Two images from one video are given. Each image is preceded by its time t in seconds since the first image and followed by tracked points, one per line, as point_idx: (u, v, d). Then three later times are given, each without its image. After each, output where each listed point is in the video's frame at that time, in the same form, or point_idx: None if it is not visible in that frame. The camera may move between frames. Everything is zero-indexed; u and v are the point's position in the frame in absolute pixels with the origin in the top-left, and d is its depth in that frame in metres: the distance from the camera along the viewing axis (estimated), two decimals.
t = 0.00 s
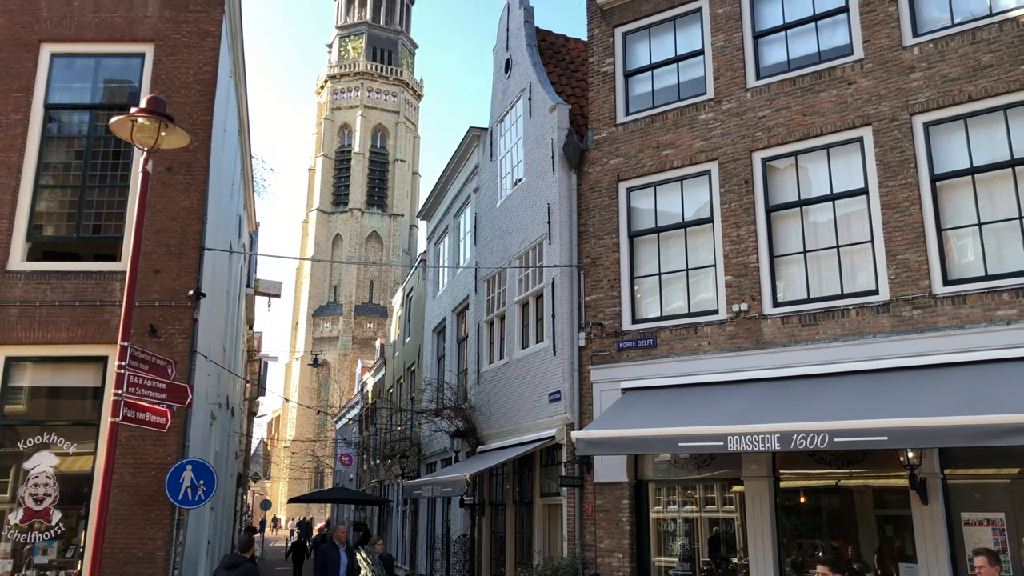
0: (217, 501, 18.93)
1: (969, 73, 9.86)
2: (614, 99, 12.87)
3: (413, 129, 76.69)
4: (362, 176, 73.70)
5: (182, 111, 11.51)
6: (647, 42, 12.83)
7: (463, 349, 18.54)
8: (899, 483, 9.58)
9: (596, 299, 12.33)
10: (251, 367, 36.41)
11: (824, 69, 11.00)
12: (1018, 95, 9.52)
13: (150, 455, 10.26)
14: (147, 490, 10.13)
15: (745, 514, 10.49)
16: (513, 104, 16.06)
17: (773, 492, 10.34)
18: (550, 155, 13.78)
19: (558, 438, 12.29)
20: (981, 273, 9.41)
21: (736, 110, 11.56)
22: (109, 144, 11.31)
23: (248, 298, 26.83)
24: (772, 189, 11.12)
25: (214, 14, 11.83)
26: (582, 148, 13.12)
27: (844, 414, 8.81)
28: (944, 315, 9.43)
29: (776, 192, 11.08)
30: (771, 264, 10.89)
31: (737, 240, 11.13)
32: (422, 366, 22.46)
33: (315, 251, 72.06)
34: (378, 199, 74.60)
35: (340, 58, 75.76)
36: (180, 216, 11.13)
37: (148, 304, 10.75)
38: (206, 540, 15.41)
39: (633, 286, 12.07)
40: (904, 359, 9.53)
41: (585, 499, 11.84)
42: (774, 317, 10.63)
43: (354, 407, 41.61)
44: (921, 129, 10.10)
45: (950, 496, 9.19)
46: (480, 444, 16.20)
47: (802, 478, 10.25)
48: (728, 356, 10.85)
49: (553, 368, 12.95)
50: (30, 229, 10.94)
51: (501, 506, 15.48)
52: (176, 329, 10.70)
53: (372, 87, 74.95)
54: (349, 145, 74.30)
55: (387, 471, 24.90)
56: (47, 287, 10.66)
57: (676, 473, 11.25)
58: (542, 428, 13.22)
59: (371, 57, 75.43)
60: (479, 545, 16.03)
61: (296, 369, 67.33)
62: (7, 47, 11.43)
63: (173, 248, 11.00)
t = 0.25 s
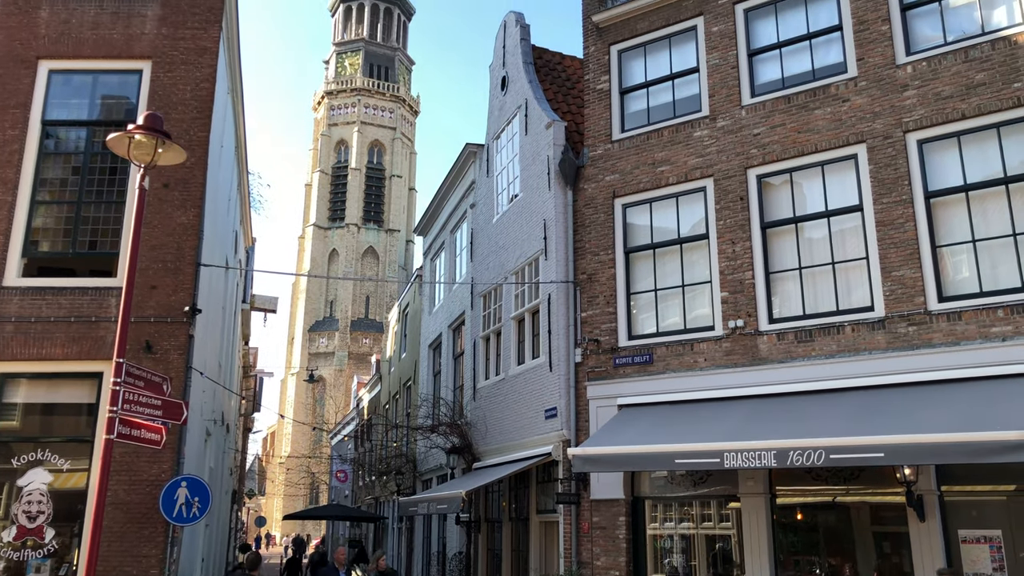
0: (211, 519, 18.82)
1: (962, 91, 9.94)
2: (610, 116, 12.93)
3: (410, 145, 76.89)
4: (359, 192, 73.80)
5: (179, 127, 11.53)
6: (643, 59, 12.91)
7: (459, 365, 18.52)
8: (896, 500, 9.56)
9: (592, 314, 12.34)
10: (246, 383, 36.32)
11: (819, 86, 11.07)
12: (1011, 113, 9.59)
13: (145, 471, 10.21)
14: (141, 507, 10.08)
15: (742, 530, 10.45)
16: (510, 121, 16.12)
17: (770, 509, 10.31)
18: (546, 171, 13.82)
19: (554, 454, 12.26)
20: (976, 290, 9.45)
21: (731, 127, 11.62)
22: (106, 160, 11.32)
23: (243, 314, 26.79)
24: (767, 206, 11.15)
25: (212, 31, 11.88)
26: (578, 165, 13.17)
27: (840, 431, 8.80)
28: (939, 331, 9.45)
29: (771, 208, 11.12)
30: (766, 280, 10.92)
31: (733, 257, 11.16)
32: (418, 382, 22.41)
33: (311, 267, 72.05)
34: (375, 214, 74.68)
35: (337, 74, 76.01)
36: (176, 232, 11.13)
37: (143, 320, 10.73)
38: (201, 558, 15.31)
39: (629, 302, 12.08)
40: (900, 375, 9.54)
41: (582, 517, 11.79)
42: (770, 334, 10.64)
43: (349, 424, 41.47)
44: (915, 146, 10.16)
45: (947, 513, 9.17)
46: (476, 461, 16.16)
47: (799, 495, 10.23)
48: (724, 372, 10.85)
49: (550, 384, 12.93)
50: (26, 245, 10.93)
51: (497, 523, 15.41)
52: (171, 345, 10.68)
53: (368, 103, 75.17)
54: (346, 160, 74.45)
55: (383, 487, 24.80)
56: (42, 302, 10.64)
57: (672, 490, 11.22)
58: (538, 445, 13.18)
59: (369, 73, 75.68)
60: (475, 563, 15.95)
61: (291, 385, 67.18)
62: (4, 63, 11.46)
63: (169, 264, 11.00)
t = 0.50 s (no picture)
0: (211, 536, 18.74)
1: (961, 107, 9.98)
2: (610, 132, 12.97)
3: (411, 161, 77.10)
4: (359, 208, 73.96)
5: (181, 143, 11.56)
6: (643, 76, 12.97)
7: (460, 381, 18.47)
8: (899, 517, 9.51)
9: (593, 330, 12.33)
10: (246, 400, 36.29)
11: (818, 103, 11.11)
12: (1010, 129, 9.62)
13: (144, 488, 10.17)
14: (140, 525, 10.03)
15: (744, 548, 10.39)
16: (510, 137, 16.17)
17: (772, 526, 10.25)
18: (546, 187, 13.85)
19: (555, 471, 12.21)
20: (977, 306, 9.44)
21: (731, 144, 11.65)
22: (108, 177, 11.36)
23: (244, 330, 26.76)
24: (768, 222, 11.17)
25: (214, 48, 11.95)
26: (578, 181, 13.20)
27: (842, 447, 8.77)
28: (941, 347, 9.44)
29: (772, 224, 11.14)
30: (767, 296, 10.91)
31: (733, 272, 11.16)
32: (418, 398, 22.36)
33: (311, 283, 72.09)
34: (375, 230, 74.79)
35: (338, 90, 76.32)
36: (177, 248, 11.14)
37: (144, 335, 10.72)
38: None
39: (630, 318, 12.07)
40: (902, 392, 9.52)
41: (583, 534, 11.73)
42: (771, 350, 10.62)
43: (350, 440, 41.37)
44: (915, 162, 10.18)
45: (951, 530, 9.12)
46: (476, 477, 16.09)
47: (801, 511, 10.18)
48: (725, 389, 10.82)
49: (550, 400, 12.90)
50: (27, 261, 10.94)
51: (498, 540, 15.33)
52: (172, 361, 10.66)
53: (369, 119, 75.40)
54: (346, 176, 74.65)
55: (383, 504, 24.68)
56: (43, 318, 10.63)
57: (674, 506, 11.17)
58: (539, 462, 13.13)
59: (370, 90, 75.97)
60: None
61: (291, 401, 67.08)
62: (7, 80, 11.50)
63: (170, 280, 11.00)
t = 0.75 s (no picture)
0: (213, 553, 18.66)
1: (964, 124, 10.00)
2: (613, 148, 13.01)
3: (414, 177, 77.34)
4: (363, 223, 74.13)
5: (185, 160, 11.62)
6: (646, 93, 13.02)
7: (463, 397, 18.44)
8: (904, 535, 9.45)
9: (596, 346, 12.32)
10: (249, 416, 36.28)
11: (820, 119, 11.14)
12: (1012, 146, 9.64)
13: (147, 504, 10.15)
14: (142, 542, 10.00)
15: (749, 565, 10.32)
16: (514, 153, 16.22)
17: (777, 543, 10.19)
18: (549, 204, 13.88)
19: (559, 488, 12.17)
20: (982, 322, 9.43)
21: (734, 160, 11.68)
22: (113, 193, 11.41)
23: (247, 345, 26.77)
24: (771, 238, 11.17)
25: (219, 65, 12.03)
26: (581, 197, 13.23)
27: (846, 464, 8.73)
28: (945, 364, 9.42)
29: (775, 240, 11.14)
30: (771, 312, 10.90)
31: (737, 288, 11.15)
32: (421, 414, 22.32)
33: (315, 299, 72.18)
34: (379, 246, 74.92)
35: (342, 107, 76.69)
36: (181, 263, 11.17)
37: (147, 351, 10.73)
38: None
39: (633, 334, 12.07)
40: (907, 408, 9.48)
41: (586, 551, 11.67)
42: (775, 366, 10.60)
43: (352, 457, 41.27)
44: (917, 179, 10.20)
45: (957, 548, 9.06)
46: (479, 494, 16.03)
47: (806, 529, 10.12)
48: (729, 405, 10.79)
49: (554, 417, 12.86)
50: (32, 277, 10.97)
51: (501, 557, 15.25)
52: (175, 377, 10.66)
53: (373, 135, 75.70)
54: (350, 192, 74.88)
55: (386, 521, 24.58)
56: (47, 334, 10.66)
57: (678, 524, 11.11)
58: (542, 478, 13.07)
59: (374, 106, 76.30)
60: None
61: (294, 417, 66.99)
62: (14, 97, 11.59)
63: (174, 296, 11.02)
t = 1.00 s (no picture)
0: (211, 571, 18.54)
1: (964, 142, 10.03)
2: (614, 165, 13.04)
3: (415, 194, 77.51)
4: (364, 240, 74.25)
5: (187, 177, 11.65)
6: (646, 110, 13.07)
7: (463, 414, 18.38)
8: (907, 554, 9.39)
9: (597, 363, 12.29)
10: (249, 433, 36.22)
11: (821, 137, 11.17)
12: (1012, 163, 9.67)
13: (146, 522, 10.10)
14: (140, 560, 9.95)
15: None
16: (515, 170, 16.26)
17: (779, 561, 10.11)
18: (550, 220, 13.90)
19: (560, 506, 12.11)
20: (984, 339, 9.41)
21: (734, 177, 11.70)
22: (114, 210, 11.44)
23: (247, 362, 26.75)
24: (772, 255, 11.18)
25: (221, 83, 12.09)
26: (582, 214, 13.25)
27: (849, 482, 8.69)
28: (947, 381, 9.39)
29: (776, 257, 11.14)
30: (772, 329, 10.88)
31: (738, 305, 11.14)
32: (422, 431, 22.25)
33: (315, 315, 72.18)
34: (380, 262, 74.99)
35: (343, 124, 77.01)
36: (182, 280, 11.18)
37: (148, 368, 10.72)
38: None
39: (634, 351, 12.04)
40: (909, 426, 9.45)
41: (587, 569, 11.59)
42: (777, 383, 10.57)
43: (353, 474, 41.13)
44: (917, 196, 10.22)
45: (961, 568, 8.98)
46: (479, 512, 15.94)
47: (808, 547, 10.05)
48: (730, 422, 10.75)
49: (554, 434, 12.81)
50: (33, 293, 10.97)
51: None
52: (175, 394, 10.63)
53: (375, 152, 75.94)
54: (351, 209, 75.04)
55: (386, 538, 24.44)
56: (47, 350, 10.64)
57: (679, 542, 11.04)
58: (543, 496, 13.00)
59: (375, 123, 76.60)
60: None
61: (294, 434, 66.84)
62: (16, 114, 11.64)
63: (175, 312, 11.01)
